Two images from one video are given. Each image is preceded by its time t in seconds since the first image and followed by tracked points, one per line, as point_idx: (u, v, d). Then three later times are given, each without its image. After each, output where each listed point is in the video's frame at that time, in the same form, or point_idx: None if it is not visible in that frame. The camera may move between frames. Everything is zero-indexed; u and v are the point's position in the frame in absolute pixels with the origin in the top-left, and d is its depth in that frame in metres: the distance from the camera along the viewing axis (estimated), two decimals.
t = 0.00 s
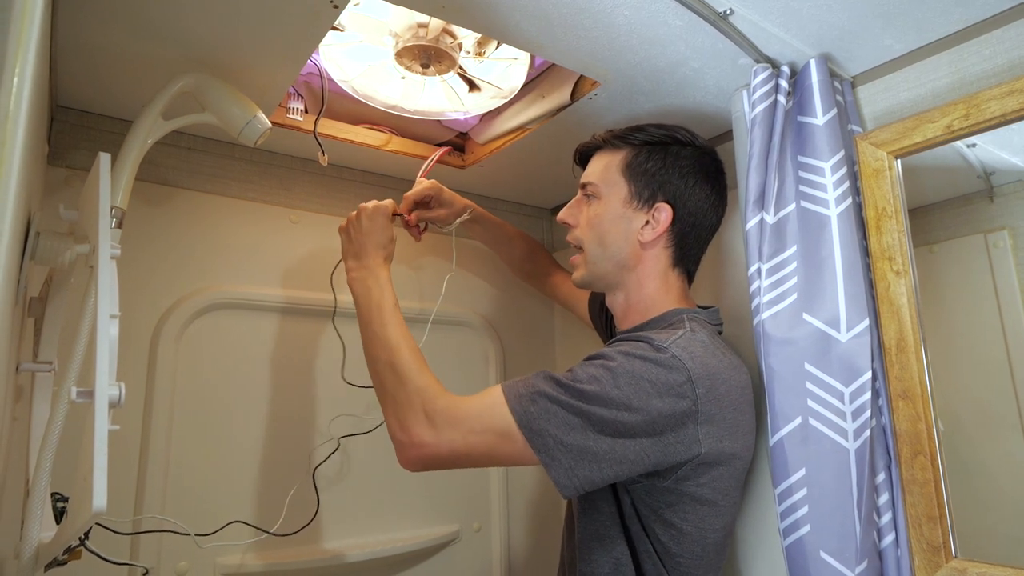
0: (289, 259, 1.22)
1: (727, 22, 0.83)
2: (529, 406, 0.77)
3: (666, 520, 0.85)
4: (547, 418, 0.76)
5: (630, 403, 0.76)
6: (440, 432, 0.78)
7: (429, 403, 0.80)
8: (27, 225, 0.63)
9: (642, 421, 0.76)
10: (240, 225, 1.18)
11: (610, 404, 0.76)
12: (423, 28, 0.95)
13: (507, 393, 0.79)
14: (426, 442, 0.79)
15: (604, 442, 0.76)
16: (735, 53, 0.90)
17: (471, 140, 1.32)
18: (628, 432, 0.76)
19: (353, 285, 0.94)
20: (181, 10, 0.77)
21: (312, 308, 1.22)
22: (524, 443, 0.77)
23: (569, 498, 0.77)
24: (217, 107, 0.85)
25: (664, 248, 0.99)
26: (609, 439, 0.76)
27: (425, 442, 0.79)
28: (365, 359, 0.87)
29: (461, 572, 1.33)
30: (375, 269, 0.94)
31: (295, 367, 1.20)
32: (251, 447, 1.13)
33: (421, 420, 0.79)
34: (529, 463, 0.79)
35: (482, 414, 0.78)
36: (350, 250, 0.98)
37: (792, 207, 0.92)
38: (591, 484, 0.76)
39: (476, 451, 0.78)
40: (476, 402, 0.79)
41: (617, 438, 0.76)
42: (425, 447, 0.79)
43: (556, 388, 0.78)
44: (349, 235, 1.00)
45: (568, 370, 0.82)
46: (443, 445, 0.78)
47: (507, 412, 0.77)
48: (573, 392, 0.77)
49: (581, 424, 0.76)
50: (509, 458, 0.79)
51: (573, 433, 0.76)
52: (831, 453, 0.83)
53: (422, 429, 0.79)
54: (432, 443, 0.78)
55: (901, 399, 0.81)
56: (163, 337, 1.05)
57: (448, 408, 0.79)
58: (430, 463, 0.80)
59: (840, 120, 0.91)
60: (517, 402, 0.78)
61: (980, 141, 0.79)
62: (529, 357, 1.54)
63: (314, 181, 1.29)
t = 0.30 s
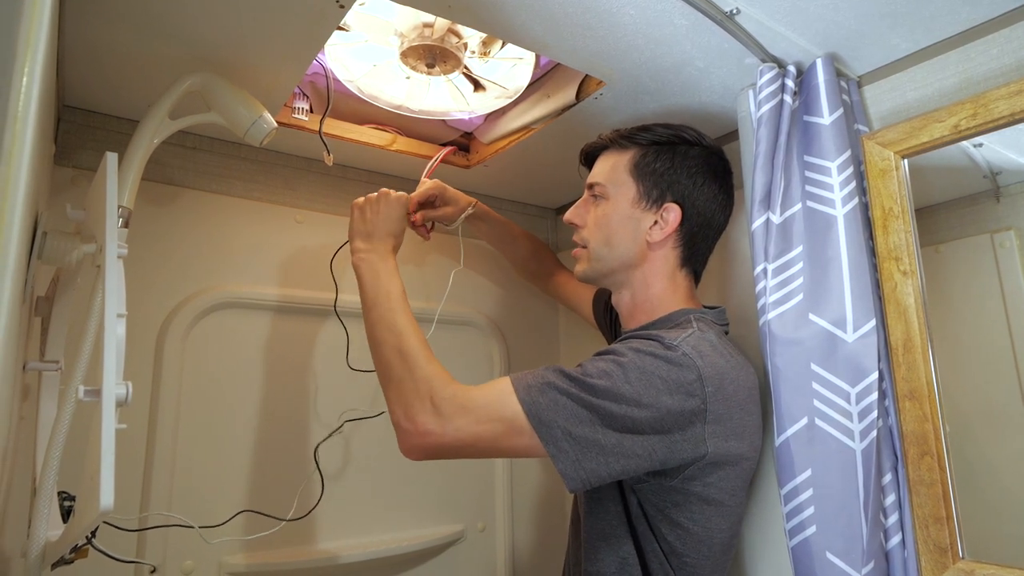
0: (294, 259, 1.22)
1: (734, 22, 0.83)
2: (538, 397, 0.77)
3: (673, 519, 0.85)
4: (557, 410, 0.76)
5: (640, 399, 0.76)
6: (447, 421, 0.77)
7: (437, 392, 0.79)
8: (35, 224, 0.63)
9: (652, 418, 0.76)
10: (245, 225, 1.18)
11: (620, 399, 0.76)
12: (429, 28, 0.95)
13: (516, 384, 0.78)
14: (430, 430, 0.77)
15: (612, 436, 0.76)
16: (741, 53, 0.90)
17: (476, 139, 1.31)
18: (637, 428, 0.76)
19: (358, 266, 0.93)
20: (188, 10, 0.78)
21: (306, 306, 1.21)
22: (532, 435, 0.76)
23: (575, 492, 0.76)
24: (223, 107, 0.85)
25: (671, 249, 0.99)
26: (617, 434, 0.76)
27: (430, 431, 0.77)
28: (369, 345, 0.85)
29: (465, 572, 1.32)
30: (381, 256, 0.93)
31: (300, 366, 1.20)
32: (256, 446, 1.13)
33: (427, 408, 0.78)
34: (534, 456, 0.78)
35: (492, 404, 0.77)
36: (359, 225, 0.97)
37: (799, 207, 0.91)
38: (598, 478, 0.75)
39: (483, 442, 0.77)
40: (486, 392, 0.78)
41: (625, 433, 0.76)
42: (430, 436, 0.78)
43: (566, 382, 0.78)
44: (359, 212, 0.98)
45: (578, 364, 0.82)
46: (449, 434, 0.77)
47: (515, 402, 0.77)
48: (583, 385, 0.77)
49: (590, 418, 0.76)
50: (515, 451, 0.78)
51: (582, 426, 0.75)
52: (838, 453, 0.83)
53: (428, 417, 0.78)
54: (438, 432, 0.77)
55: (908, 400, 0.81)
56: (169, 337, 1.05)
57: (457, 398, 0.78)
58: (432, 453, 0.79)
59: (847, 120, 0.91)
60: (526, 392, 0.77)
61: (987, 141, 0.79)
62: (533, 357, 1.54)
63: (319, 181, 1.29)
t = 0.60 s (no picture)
0: (296, 258, 1.22)
1: (739, 21, 0.83)
2: (546, 408, 0.76)
3: (679, 522, 0.85)
4: (565, 420, 0.75)
5: (648, 405, 0.76)
6: (455, 440, 0.77)
7: (443, 409, 0.78)
8: (37, 222, 0.63)
9: (661, 423, 0.76)
10: (248, 224, 1.18)
11: (628, 406, 0.75)
12: (433, 26, 0.95)
13: (523, 395, 0.78)
14: (440, 449, 0.77)
15: (621, 444, 0.75)
16: (745, 52, 0.90)
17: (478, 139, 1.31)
18: (646, 435, 0.75)
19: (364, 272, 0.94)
20: (191, 8, 0.78)
21: (307, 306, 1.21)
22: (540, 446, 0.75)
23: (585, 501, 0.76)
24: (226, 105, 0.85)
25: (676, 248, 0.99)
26: (626, 441, 0.75)
27: (439, 449, 0.78)
28: (376, 360, 0.85)
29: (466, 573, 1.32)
30: (384, 263, 0.93)
31: (302, 366, 1.20)
32: (258, 446, 1.13)
33: (436, 425, 0.78)
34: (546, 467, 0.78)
35: (498, 420, 0.77)
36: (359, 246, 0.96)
37: (803, 207, 0.91)
38: (608, 487, 0.75)
39: (493, 458, 0.77)
40: (492, 407, 0.78)
41: (634, 440, 0.75)
42: (440, 454, 0.78)
43: (573, 391, 0.77)
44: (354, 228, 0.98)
45: (584, 371, 0.81)
46: (458, 452, 0.77)
47: (523, 414, 0.76)
48: (590, 394, 0.76)
49: (599, 427, 0.75)
50: (526, 464, 0.78)
51: (590, 435, 0.75)
52: (842, 453, 0.82)
53: (436, 436, 0.78)
54: (447, 450, 0.77)
55: (913, 400, 0.80)
56: (171, 336, 1.05)
57: (464, 415, 0.77)
58: (444, 470, 0.79)
59: (851, 120, 0.91)
60: (533, 403, 0.77)
61: (991, 141, 0.78)
62: (535, 357, 1.53)
63: (322, 180, 1.28)
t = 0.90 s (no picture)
0: (296, 258, 1.22)
1: (739, 21, 0.83)
2: (574, 464, 0.75)
3: (704, 536, 0.85)
4: (596, 471, 0.75)
5: (673, 432, 0.76)
6: (498, 512, 0.75)
7: (478, 485, 0.77)
8: (37, 221, 0.63)
9: (687, 446, 0.76)
10: (248, 223, 1.18)
11: (654, 437, 0.75)
12: (433, 26, 0.95)
13: (547, 456, 0.77)
14: (486, 527, 0.76)
15: (654, 480, 0.75)
16: (746, 53, 0.90)
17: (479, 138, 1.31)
18: (675, 461, 0.75)
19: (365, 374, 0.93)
20: (191, 8, 0.78)
21: (307, 305, 1.21)
22: (576, 502, 0.74)
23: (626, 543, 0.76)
24: (227, 105, 0.85)
25: (682, 248, 0.99)
26: (659, 477, 0.75)
27: (486, 527, 0.76)
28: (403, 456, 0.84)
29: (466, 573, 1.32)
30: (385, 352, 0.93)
31: (301, 365, 1.20)
32: (258, 445, 1.13)
33: (473, 501, 0.77)
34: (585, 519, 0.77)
35: (532, 485, 0.75)
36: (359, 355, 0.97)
37: (803, 207, 0.91)
38: (647, 523, 0.75)
39: (541, 522, 0.75)
40: (522, 475, 0.77)
41: (666, 471, 0.75)
42: (487, 531, 0.76)
43: (594, 437, 0.76)
44: (350, 353, 1.00)
45: (601, 407, 0.80)
46: (504, 523, 0.75)
47: (552, 476, 0.75)
48: (615, 435, 0.75)
49: (631, 467, 0.75)
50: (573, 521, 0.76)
51: (624, 480, 0.74)
52: (842, 453, 0.82)
53: (478, 510, 0.76)
54: (494, 526, 0.75)
55: (912, 400, 0.80)
56: (171, 336, 1.05)
57: (499, 486, 0.76)
58: (497, 546, 0.77)
59: (852, 120, 0.91)
60: (559, 462, 0.75)
61: (991, 141, 0.78)
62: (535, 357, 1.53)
63: (322, 179, 1.28)
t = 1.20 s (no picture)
0: (293, 257, 1.22)
1: (736, 21, 0.83)
2: (583, 464, 0.74)
3: (709, 537, 0.85)
4: (606, 471, 0.74)
5: (682, 431, 0.76)
6: (505, 510, 0.75)
7: (486, 484, 0.78)
8: (32, 221, 0.62)
9: (695, 446, 0.76)
10: (244, 223, 1.17)
11: (664, 436, 0.75)
12: (430, 25, 0.95)
13: (557, 456, 0.76)
14: (493, 525, 0.75)
15: (664, 480, 0.75)
16: (743, 53, 0.90)
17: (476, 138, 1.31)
18: (683, 461, 0.75)
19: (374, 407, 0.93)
20: (186, 6, 0.77)
21: (304, 305, 1.21)
22: (585, 502, 0.74)
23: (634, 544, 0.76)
24: (224, 104, 0.85)
25: (682, 248, 0.99)
26: (668, 476, 0.75)
27: (493, 525, 0.75)
28: (412, 457, 0.85)
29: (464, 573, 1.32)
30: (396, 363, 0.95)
31: (298, 366, 1.19)
32: (255, 445, 1.13)
33: (482, 502, 0.77)
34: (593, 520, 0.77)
35: (540, 484, 0.75)
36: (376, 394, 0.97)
37: (800, 207, 0.91)
38: (656, 524, 0.74)
39: (548, 522, 0.74)
40: (531, 474, 0.76)
41: (674, 471, 0.75)
42: (494, 530, 0.75)
43: (604, 437, 0.76)
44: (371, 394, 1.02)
45: (609, 407, 0.80)
46: (510, 522, 0.74)
47: (562, 477, 0.74)
48: (625, 434, 0.75)
49: (641, 468, 0.74)
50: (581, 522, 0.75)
51: (633, 479, 0.74)
52: (839, 453, 0.82)
53: (486, 511, 0.76)
54: (501, 524, 0.75)
55: (908, 400, 0.80)
56: (167, 336, 1.05)
57: (507, 485, 0.76)
58: (503, 547, 0.76)
59: (849, 120, 0.91)
60: (569, 462, 0.75)
61: (987, 141, 0.78)
62: (533, 357, 1.53)
63: (320, 180, 1.28)
